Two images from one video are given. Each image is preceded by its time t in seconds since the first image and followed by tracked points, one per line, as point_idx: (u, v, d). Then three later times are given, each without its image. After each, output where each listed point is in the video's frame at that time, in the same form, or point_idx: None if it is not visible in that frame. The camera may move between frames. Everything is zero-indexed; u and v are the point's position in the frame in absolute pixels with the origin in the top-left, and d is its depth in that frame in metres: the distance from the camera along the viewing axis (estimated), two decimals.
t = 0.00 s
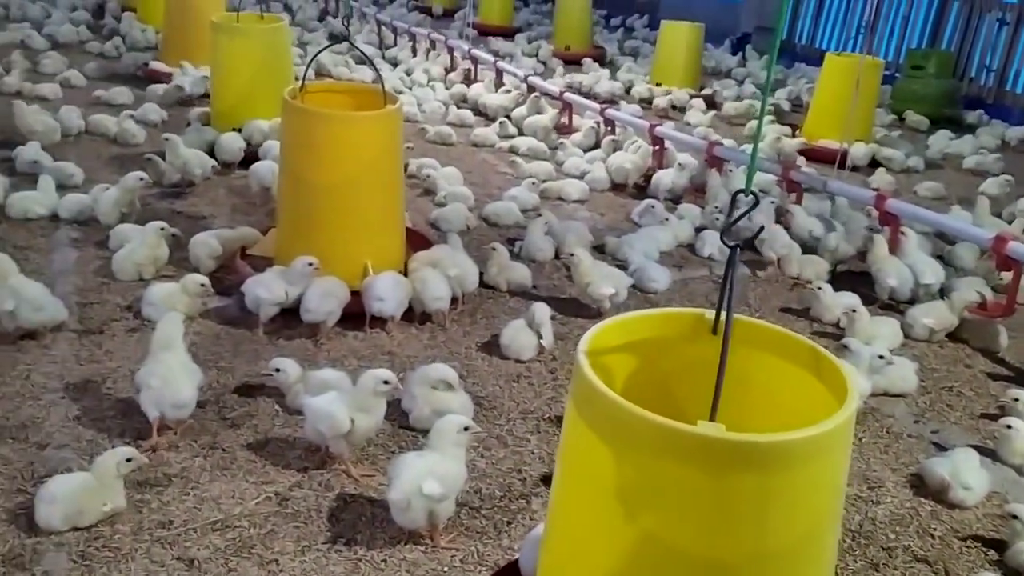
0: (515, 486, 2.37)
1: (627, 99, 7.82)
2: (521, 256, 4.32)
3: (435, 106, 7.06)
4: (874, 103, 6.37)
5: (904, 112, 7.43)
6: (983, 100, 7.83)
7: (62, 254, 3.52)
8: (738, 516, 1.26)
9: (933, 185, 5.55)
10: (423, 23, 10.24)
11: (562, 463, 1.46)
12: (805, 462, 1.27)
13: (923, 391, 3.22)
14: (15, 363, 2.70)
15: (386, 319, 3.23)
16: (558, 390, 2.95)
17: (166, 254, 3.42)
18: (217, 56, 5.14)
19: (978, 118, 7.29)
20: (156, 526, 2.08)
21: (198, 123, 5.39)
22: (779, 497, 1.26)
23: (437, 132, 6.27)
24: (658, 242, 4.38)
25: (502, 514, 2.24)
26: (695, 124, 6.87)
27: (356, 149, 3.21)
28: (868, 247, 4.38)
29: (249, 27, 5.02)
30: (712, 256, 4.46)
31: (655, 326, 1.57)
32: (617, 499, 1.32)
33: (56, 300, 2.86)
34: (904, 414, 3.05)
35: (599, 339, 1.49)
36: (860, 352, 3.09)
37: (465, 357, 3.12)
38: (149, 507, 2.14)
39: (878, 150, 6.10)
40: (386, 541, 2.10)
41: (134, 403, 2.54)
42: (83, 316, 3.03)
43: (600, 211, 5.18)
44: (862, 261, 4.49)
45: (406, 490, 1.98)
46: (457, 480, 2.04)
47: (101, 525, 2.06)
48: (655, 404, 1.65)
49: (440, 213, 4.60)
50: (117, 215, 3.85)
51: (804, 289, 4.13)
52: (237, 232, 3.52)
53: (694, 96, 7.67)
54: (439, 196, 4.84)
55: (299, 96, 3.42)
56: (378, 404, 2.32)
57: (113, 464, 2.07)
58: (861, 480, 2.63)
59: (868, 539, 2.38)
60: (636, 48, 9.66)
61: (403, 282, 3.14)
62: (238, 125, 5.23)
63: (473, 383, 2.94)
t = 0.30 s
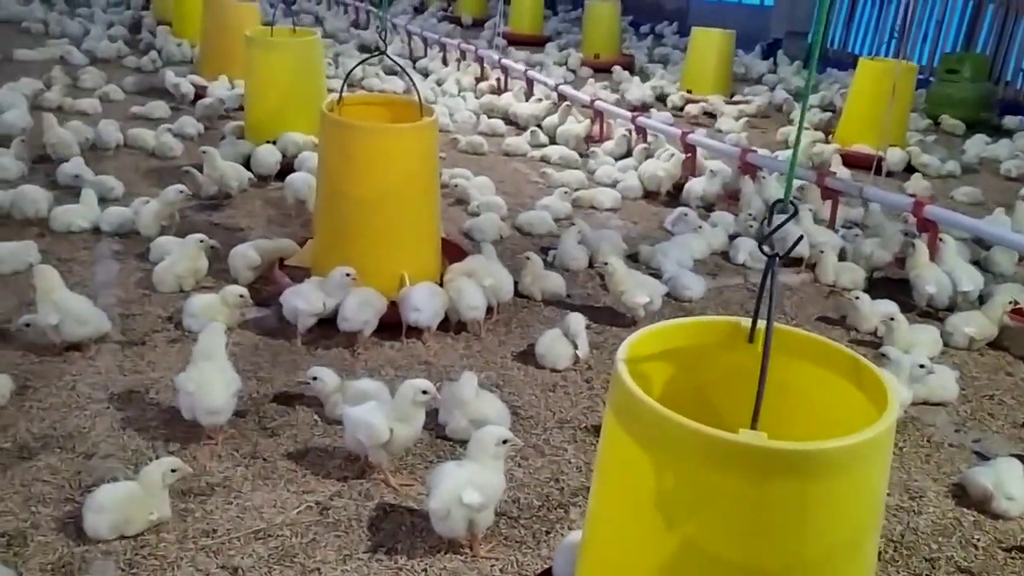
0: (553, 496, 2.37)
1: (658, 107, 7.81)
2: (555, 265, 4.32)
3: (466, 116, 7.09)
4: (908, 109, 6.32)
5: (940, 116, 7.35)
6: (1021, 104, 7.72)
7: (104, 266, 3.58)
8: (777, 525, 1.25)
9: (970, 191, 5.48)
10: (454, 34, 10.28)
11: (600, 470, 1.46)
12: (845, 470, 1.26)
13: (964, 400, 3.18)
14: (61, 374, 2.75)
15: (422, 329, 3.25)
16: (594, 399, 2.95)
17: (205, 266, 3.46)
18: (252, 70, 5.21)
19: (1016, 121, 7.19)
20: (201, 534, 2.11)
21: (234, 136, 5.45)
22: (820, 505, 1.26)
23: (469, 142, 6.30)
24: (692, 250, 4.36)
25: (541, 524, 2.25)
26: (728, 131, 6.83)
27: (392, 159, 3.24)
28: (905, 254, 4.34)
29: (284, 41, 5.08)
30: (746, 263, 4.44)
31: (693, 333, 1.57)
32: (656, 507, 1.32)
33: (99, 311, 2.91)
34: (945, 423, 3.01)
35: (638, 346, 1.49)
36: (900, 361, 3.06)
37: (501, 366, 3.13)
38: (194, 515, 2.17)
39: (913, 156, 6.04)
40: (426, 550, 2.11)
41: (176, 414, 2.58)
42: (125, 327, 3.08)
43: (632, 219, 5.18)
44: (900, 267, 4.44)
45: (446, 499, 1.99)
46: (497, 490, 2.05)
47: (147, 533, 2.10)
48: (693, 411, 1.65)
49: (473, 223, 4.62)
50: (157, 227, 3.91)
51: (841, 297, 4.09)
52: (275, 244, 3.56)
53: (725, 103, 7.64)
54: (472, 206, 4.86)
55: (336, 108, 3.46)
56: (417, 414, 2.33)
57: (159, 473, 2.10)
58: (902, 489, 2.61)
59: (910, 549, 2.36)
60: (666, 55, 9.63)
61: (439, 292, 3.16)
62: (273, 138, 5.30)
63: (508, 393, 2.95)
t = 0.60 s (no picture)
0: (579, 503, 2.37)
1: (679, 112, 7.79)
2: (578, 271, 4.32)
3: (488, 123, 7.11)
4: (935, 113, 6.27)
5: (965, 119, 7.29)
6: None
7: (131, 274, 3.62)
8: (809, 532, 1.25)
9: (996, 195, 5.43)
10: (475, 41, 10.31)
11: (627, 476, 1.46)
12: (879, 476, 1.25)
13: (992, 406, 3.14)
14: (90, 382, 2.78)
15: (445, 336, 3.25)
16: (618, 406, 2.94)
17: (231, 274, 3.49)
18: (275, 79, 5.24)
19: None
20: (228, 541, 2.12)
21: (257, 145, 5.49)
22: (853, 512, 1.25)
23: (490, 150, 6.31)
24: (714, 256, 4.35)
25: (566, 531, 2.24)
26: (750, 136, 6.81)
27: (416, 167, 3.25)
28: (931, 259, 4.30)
29: (306, 50, 5.12)
30: (769, 269, 4.43)
31: (720, 338, 1.56)
32: (686, 515, 1.31)
33: (124, 319, 2.92)
34: (974, 430, 2.98)
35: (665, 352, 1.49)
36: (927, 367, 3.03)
37: (524, 373, 3.12)
38: (221, 522, 2.18)
39: (938, 160, 5.99)
40: (451, 557, 2.11)
41: (204, 421, 2.60)
42: (152, 335, 3.11)
43: (655, 225, 5.16)
44: (926, 272, 4.40)
45: (471, 505, 1.99)
46: (522, 497, 2.04)
47: (176, 539, 2.11)
48: (720, 416, 1.64)
49: (496, 230, 4.62)
50: (183, 235, 3.95)
51: (866, 302, 4.07)
52: (299, 252, 3.59)
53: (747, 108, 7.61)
54: (495, 213, 4.87)
55: (360, 117, 3.48)
56: (441, 420, 2.33)
57: (187, 482, 2.12)
58: (930, 496, 2.58)
59: (940, 557, 2.33)
60: (687, 61, 9.62)
61: (463, 299, 3.16)
62: (296, 147, 5.32)
63: (532, 400, 2.94)
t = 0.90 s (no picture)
0: (599, 504, 2.36)
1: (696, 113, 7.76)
2: (596, 273, 4.31)
3: (504, 125, 7.11)
4: (956, 113, 6.22)
5: (984, 120, 7.24)
6: None
7: (152, 276, 3.64)
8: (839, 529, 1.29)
9: (1018, 196, 5.38)
10: (491, 45, 10.32)
11: (658, 474, 1.51)
12: (910, 476, 1.29)
13: (1017, 407, 3.11)
14: (111, 382, 2.79)
15: (463, 338, 3.25)
16: (637, 407, 2.93)
17: (250, 276, 3.51)
18: (293, 83, 5.27)
19: None
20: (249, 541, 2.13)
21: (275, 148, 5.51)
22: (885, 511, 1.29)
23: (507, 152, 6.31)
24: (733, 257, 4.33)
25: (586, 532, 2.24)
26: (768, 137, 6.78)
27: (436, 169, 3.26)
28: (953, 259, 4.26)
29: (323, 54, 5.14)
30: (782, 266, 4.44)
31: (748, 338, 1.61)
32: (717, 513, 1.36)
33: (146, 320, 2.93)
34: (997, 432, 2.95)
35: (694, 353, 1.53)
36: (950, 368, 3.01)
37: (543, 374, 3.12)
38: (242, 522, 2.19)
39: (959, 161, 5.94)
40: (472, 558, 2.11)
41: (224, 421, 2.61)
42: (172, 336, 3.12)
43: (672, 227, 5.15)
44: (947, 273, 4.37)
45: (492, 506, 1.99)
46: (543, 498, 2.04)
47: (198, 539, 2.12)
48: (747, 415, 1.69)
49: (514, 231, 4.62)
50: (202, 237, 3.96)
51: (887, 303, 4.03)
52: (318, 253, 3.60)
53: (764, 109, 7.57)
54: (513, 215, 4.87)
55: (379, 119, 3.49)
56: (461, 421, 2.33)
57: (209, 481, 2.13)
58: (953, 498, 2.56)
59: (964, 560, 2.31)
60: (704, 62, 9.59)
61: (481, 300, 3.16)
62: (316, 150, 5.34)
63: (551, 401, 2.94)
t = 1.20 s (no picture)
0: (617, 506, 2.35)
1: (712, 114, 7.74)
2: (612, 274, 4.30)
3: (519, 127, 7.11)
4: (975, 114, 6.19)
5: (1003, 120, 7.19)
6: None
7: (170, 278, 3.66)
8: (871, 533, 1.29)
9: None
10: (505, 46, 10.32)
11: (686, 477, 1.52)
12: (941, 480, 1.29)
13: None
14: (131, 383, 2.81)
15: (479, 339, 3.25)
16: (654, 409, 2.93)
17: (268, 278, 3.52)
18: (310, 86, 5.28)
19: None
20: (268, 541, 2.13)
21: (292, 150, 5.53)
22: (916, 515, 1.29)
23: (522, 153, 6.31)
24: (749, 258, 4.32)
25: (604, 534, 2.23)
26: (784, 137, 6.75)
27: (454, 171, 3.27)
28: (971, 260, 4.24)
29: (340, 55, 5.16)
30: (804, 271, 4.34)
31: (775, 341, 1.62)
32: (747, 517, 1.37)
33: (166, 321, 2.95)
34: (1018, 434, 2.93)
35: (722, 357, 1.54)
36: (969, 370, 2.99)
37: (560, 376, 3.12)
38: (261, 522, 2.19)
39: (977, 162, 5.90)
40: (489, 559, 2.11)
41: (243, 422, 2.63)
42: (191, 337, 3.14)
43: (688, 228, 5.13)
44: (966, 274, 4.34)
45: (510, 508, 1.99)
46: (561, 500, 2.04)
47: (218, 539, 2.13)
48: (774, 418, 1.70)
49: (529, 233, 4.62)
50: (219, 238, 3.98)
51: (905, 305, 4.01)
52: (334, 255, 3.61)
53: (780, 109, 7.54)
54: (528, 216, 4.87)
55: (396, 121, 3.50)
56: (479, 422, 2.33)
57: (228, 482, 2.14)
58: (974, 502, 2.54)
59: (984, 564, 2.29)
60: (719, 63, 9.56)
61: (497, 301, 3.16)
62: (333, 152, 5.35)
63: (568, 403, 2.93)
